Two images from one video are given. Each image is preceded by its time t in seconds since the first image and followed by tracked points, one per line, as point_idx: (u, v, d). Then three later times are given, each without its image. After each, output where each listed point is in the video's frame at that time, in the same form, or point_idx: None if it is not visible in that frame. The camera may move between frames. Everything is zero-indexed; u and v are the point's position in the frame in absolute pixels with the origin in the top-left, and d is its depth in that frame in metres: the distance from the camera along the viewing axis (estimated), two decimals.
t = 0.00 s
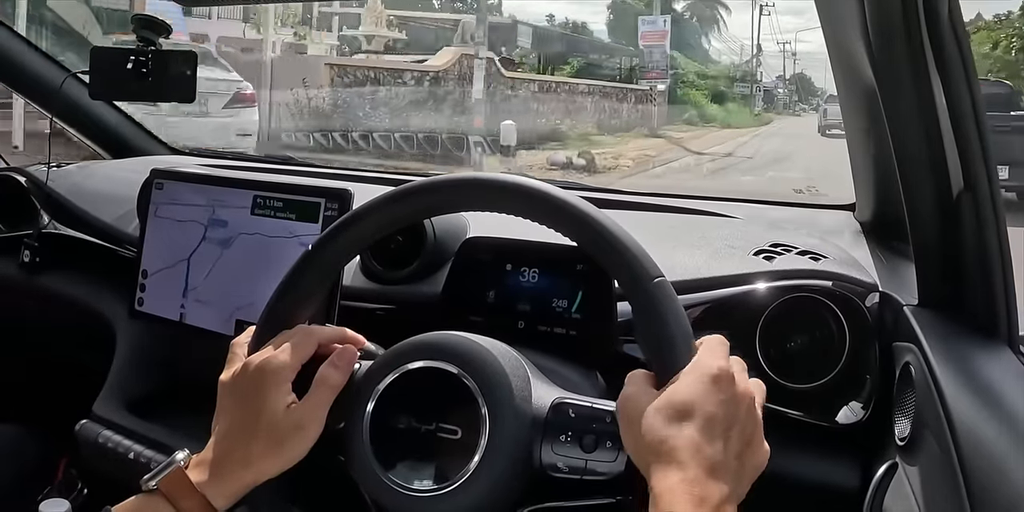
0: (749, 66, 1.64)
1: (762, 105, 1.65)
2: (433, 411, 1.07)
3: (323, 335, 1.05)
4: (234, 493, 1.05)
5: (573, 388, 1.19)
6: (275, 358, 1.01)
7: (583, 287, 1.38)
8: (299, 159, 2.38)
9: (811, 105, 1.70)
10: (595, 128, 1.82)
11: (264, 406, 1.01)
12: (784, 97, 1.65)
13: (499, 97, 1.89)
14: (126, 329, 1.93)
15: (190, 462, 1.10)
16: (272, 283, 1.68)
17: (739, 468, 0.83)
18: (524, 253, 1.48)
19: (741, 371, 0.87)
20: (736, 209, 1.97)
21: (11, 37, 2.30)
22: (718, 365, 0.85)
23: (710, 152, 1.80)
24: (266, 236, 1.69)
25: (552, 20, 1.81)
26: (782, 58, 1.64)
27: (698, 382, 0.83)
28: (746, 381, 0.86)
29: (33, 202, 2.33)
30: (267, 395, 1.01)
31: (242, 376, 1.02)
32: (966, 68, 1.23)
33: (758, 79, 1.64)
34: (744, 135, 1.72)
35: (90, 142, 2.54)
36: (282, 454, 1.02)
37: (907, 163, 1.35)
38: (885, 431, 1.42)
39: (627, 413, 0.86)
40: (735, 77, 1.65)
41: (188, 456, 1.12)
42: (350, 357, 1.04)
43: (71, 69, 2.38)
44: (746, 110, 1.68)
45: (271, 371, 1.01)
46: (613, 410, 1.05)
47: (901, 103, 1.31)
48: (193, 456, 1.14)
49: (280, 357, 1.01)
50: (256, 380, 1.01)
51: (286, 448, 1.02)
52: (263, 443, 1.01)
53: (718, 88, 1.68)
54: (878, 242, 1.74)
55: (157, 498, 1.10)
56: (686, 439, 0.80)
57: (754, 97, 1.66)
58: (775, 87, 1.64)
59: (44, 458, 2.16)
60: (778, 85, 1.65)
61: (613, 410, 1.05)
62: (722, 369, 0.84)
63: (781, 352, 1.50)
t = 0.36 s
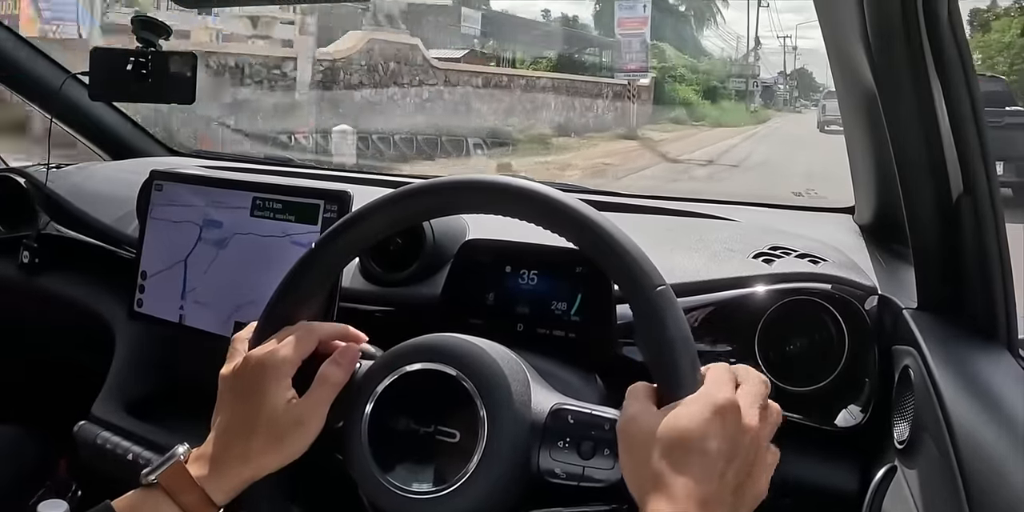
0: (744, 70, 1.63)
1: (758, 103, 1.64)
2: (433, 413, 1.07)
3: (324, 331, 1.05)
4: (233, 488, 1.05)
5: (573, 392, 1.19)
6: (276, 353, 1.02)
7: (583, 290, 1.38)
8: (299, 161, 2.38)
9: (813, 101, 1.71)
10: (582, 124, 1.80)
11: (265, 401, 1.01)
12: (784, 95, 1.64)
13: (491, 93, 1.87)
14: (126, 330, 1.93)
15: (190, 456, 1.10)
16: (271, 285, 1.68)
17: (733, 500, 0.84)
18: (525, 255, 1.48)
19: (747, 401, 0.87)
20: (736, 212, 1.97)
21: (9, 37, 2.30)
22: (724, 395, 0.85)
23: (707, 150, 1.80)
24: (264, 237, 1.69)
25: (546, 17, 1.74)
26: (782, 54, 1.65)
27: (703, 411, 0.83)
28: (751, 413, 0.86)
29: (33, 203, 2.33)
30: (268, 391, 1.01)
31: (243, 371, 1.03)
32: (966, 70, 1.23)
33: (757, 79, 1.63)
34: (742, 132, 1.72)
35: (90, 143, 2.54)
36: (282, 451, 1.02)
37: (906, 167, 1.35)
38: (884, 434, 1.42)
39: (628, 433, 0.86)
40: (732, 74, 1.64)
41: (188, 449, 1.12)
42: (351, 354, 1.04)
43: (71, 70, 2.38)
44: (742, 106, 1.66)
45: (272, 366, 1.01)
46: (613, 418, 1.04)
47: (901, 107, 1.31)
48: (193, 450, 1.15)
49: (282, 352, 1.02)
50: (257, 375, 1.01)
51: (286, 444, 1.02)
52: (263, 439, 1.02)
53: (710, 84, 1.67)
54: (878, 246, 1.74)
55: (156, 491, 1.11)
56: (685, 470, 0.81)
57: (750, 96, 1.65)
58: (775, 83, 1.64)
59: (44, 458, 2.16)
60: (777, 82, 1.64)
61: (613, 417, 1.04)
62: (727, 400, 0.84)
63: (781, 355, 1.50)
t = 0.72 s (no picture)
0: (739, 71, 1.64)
1: (753, 106, 1.66)
2: (433, 412, 1.07)
3: (330, 320, 1.05)
4: (233, 473, 1.06)
5: (573, 390, 1.19)
6: (281, 341, 1.02)
7: (583, 288, 1.38)
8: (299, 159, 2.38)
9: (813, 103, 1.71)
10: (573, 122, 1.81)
11: (267, 388, 1.02)
12: (784, 98, 1.66)
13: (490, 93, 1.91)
14: (126, 329, 1.93)
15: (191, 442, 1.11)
16: (271, 283, 1.68)
17: None
18: (525, 254, 1.48)
19: (749, 418, 0.89)
20: (736, 209, 1.97)
21: (11, 38, 2.32)
22: (726, 410, 0.87)
23: (702, 153, 1.82)
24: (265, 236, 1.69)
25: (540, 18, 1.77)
26: (782, 57, 1.64)
27: (707, 425, 0.85)
28: (754, 429, 0.88)
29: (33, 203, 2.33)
30: (272, 377, 1.02)
31: (248, 356, 1.03)
32: (967, 69, 1.22)
33: (750, 80, 1.65)
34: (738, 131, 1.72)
35: (90, 142, 2.54)
36: (282, 440, 1.02)
37: (907, 164, 1.35)
38: (885, 431, 1.41)
39: (633, 451, 0.87)
40: (726, 75, 1.66)
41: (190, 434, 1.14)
42: (356, 346, 1.04)
43: (71, 70, 2.38)
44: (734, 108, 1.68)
45: (276, 353, 1.02)
46: (613, 427, 1.04)
47: (901, 104, 1.31)
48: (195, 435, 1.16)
49: (287, 339, 1.02)
50: (261, 360, 1.02)
51: (286, 433, 1.02)
52: (263, 426, 1.02)
53: (699, 85, 1.68)
54: (878, 243, 1.74)
55: (158, 476, 1.12)
56: (692, 479, 0.81)
57: (744, 99, 1.66)
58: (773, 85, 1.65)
59: (44, 458, 2.16)
60: (776, 85, 1.65)
61: (613, 426, 1.04)
62: (729, 414, 0.86)
63: (781, 352, 1.51)
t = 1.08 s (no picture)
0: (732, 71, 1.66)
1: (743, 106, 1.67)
2: (433, 412, 1.07)
3: (330, 320, 1.05)
4: (234, 472, 1.06)
5: (573, 391, 1.19)
6: (282, 340, 1.02)
7: (583, 288, 1.37)
8: (299, 159, 2.39)
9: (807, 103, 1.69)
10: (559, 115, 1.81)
11: (267, 387, 1.02)
12: (780, 99, 1.65)
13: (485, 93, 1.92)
14: (126, 329, 1.93)
15: (192, 440, 1.12)
16: (271, 283, 1.68)
17: None
18: (525, 253, 1.48)
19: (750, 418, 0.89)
20: (736, 209, 1.97)
21: (11, 37, 2.32)
22: (724, 408, 0.87)
23: (702, 151, 1.82)
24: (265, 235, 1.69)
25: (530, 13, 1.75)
26: (778, 55, 1.63)
27: (704, 424, 0.85)
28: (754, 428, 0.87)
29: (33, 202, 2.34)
30: (272, 376, 1.02)
31: (248, 355, 1.04)
32: (966, 68, 1.23)
33: (744, 76, 1.66)
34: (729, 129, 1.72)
35: (89, 142, 2.54)
36: (282, 438, 1.02)
37: (906, 164, 1.35)
38: (885, 430, 1.41)
39: (631, 454, 0.87)
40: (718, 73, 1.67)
41: (191, 434, 1.14)
42: (356, 346, 1.04)
43: (71, 69, 2.38)
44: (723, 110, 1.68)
45: (276, 352, 1.02)
46: (612, 426, 1.04)
47: (901, 103, 1.31)
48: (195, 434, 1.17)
49: (287, 338, 1.02)
50: (262, 359, 1.02)
51: (287, 432, 1.02)
52: (263, 425, 1.02)
53: (687, 82, 1.69)
54: (878, 243, 1.74)
55: (158, 476, 1.12)
56: (690, 478, 0.81)
57: (734, 101, 1.67)
58: (772, 87, 1.64)
59: (44, 457, 2.16)
60: (772, 85, 1.64)
61: (613, 426, 1.04)
62: (727, 413, 0.86)
63: (781, 352, 1.51)
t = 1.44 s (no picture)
0: (722, 71, 1.67)
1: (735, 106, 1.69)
2: (433, 412, 1.07)
3: (330, 319, 1.05)
4: (234, 471, 1.06)
5: (573, 392, 1.19)
6: (282, 340, 1.02)
7: (583, 288, 1.37)
8: (299, 159, 2.39)
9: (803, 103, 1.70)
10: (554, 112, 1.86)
11: (267, 386, 1.02)
12: (778, 102, 1.68)
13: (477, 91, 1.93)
14: (126, 329, 1.93)
15: (193, 439, 1.12)
16: (271, 283, 1.68)
17: None
18: (525, 254, 1.48)
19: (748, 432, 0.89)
20: (736, 210, 1.97)
21: (11, 37, 2.30)
22: (728, 422, 0.86)
23: (698, 151, 1.84)
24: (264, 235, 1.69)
25: None
26: (773, 54, 1.65)
27: (707, 435, 0.84)
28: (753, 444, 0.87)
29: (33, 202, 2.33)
30: (273, 375, 1.02)
31: (248, 354, 1.03)
32: (966, 69, 1.23)
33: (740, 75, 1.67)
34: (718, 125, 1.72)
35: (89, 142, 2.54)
36: (283, 437, 1.02)
37: (906, 164, 1.35)
38: (885, 431, 1.41)
39: (629, 454, 0.87)
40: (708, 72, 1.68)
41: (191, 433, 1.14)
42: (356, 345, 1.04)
43: (71, 69, 2.38)
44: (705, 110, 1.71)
45: (276, 352, 1.02)
46: (612, 428, 1.03)
47: (901, 103, 1.31)
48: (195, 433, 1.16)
49: (287, 337, 1.02)
50: (262, 359, 1.02)
51: (287, 431, 1.02)
52: (264, 424, 1.02)
53: (676, 82, 1.71)
54: (878, 243, 1.74)
55: (159, 475, 1.12)
56: (687, 488, 0.81)
57: (733, 102, 1.69)
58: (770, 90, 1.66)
59: (44, 458, 2.16)
60: (769, 87, 1.66)
61: (612, 427, 1.03)
62: (730, 428, 0.85)
63: (781, 352, 1.51)
